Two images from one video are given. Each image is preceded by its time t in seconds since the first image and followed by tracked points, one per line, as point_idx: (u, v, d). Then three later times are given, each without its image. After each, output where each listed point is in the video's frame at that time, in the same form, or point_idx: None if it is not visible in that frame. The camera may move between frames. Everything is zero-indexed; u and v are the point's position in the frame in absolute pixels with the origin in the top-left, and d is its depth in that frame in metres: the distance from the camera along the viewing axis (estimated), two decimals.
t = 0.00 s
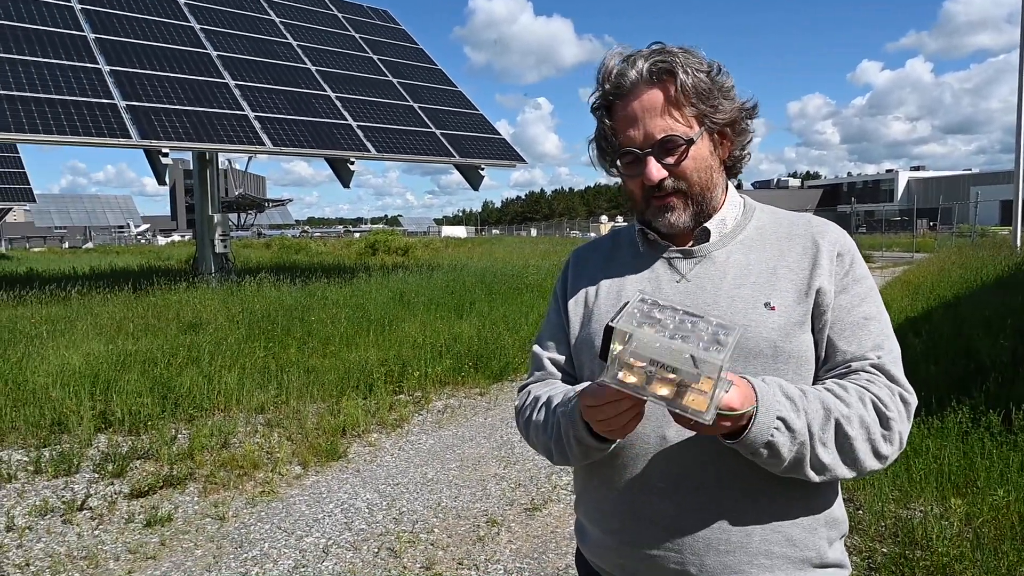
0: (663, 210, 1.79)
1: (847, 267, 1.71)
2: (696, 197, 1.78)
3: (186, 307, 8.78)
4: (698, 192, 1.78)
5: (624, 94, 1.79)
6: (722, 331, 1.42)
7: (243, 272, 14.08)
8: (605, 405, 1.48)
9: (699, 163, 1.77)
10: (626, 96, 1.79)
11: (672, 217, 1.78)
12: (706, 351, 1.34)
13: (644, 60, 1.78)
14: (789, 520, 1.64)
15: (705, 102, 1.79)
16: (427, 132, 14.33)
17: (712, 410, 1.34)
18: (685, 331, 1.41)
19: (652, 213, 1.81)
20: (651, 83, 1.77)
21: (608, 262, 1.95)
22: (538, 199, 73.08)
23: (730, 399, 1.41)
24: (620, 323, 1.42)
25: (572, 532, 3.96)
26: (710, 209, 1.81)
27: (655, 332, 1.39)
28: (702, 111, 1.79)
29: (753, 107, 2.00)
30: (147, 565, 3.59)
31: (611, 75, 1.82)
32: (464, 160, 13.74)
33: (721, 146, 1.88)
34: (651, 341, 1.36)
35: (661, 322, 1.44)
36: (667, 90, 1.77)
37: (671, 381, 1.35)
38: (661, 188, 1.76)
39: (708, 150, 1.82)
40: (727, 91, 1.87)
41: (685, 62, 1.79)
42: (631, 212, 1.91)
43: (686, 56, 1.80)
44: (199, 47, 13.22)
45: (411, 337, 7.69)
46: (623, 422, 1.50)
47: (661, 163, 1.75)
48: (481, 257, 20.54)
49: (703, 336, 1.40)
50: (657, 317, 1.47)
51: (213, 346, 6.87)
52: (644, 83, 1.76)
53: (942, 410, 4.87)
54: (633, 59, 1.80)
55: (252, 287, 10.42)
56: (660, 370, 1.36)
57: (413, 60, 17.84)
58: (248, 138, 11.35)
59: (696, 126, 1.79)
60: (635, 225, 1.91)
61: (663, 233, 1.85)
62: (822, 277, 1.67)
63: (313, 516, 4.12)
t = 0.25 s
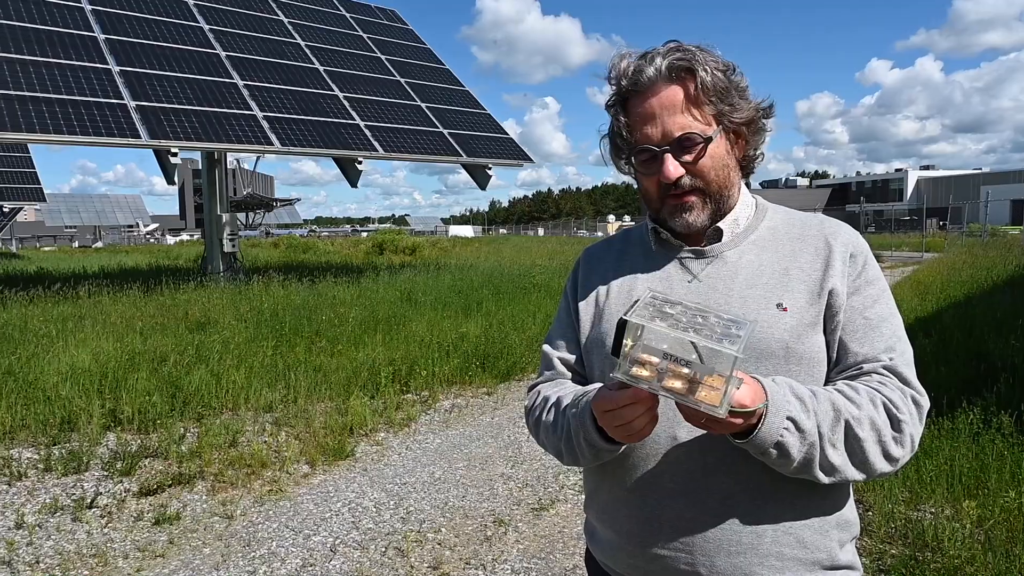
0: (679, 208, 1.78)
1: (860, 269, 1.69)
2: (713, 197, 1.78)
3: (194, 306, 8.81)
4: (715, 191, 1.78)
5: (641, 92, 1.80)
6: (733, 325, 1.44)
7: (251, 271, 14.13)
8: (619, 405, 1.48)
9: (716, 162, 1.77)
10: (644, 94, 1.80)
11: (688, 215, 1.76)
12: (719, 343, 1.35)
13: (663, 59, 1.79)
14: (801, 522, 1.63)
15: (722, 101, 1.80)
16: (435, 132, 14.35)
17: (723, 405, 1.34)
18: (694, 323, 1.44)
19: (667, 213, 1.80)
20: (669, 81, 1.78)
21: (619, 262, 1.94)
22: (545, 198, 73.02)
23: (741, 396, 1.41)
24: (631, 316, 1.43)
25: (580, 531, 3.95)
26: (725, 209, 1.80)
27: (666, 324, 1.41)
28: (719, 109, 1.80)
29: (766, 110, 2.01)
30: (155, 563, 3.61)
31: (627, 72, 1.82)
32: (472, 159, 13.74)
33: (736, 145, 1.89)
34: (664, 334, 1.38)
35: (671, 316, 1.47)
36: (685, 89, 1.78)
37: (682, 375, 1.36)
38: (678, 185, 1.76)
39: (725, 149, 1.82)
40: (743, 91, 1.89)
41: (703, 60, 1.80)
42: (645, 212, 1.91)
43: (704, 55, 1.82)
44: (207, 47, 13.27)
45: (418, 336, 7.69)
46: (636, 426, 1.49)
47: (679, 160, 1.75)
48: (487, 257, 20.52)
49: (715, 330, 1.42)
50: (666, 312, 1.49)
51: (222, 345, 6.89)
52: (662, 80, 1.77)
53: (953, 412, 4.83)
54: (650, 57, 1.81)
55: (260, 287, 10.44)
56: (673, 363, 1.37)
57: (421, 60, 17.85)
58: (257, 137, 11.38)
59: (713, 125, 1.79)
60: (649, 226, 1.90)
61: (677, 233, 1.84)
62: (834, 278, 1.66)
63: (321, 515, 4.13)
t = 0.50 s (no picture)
0: (689, 208, 1.77)
1: (870, 273, 1.68)
2: (723, 197, 1.77)
3: (203, 307, 8.85)
4: (725, 191, 1.77)
5: (654, 90, 1.80)
6: (739, 339, 1.43)
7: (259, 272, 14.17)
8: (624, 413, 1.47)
9: (727, 162, 1.77)
10: (656, 92, 1.80)
11: (698, 215, 1.76)
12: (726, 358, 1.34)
13: (675, 58, 1.80)
14: (809, 528, 1.62)
15: (734, 101, 1.80)
16: (442, 134, 14.37)
17: (731, 418, 1.34)
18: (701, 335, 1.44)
19: (677, 213, 1.80)
20: (682, 80, 1.79)
21: (627, 265, 1.93)
22: (552, 200, 73.01)
23: (749, 408, 1.40)
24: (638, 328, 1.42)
25: (587, 534, 3.94)
26: (735, 211, 1.79)
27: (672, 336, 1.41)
28: (731, 109, 1.80)
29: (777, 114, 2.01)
30: (164, 563, 3.62)
31: (640, 70, 1.83)
32: (479, 161, 13.75)
33: (747, 147, 1.89)
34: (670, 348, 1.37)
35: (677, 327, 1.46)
36: (698, 88, 1.79)
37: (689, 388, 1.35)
38: (688, 184, 1.75)
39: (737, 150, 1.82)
40: (756, 93, 1.89)
41: (716, 60, 1.81)
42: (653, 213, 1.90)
43: (718, 56, 1.83)
44: (216, 50, 13.33)
45: (426, 338, 7.70)
46: (641, 434, 1.48)
47: (690, 159, 1.75)
48: (495, 259, 20.52)
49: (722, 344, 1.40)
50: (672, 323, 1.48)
51: (230, 346, 6.92)
52: (675, 78, 1.78)
53: (964, 415, 4.80)
54: (663, 57, 1.81)
55: (268, 288, 10.47)
56: (679, 376, 1.36)
57: (429, 62, 17.89)
58: (265, 139, 11.42)
59: (725, 125, 1.79)
60: (658, 228, 1.89)
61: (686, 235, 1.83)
62: (843, 283, 1.65)
63: (328, 517, 4.13)
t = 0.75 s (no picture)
0: (696, 207, 1.77)
1: (880, 278, 1.68)
2: (729, 196, 1.77)
3: (211, 310, 8.89)
4: (732, 190, 1.77)
5: (661, 89, 1.81)
6: (744, 356, 1.43)
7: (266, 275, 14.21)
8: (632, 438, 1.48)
9: (734, 161, 1.78)
10: (663, 92, 1.81)
11: (705, 213, 1.76)
12: (730, 371, 1.34)
13: (682, 59, 1.81)
14: (817, 535, 1.61)
15: (741, 101, 1.81)
16: (448, 137, 14.40)
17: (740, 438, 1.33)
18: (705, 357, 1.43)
19: (683, 213, 1.80)
20: (688, 79, 1.79)
21: (632, 268, 1.93)
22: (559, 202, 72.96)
23: (756, 429, 1.41)
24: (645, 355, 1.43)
25: (594, 538, 3.93)
26: (742, 211, 1.79)
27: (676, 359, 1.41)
28: (738, 109, 1.80)
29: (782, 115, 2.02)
30: (171, 565, 3.63)
31: (646, 71, 1.84)
32: (485, 164, 13.77)
33: (753, 147, 1.90)
34: (674, 371, 1.37)
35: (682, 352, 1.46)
36: (705, 87, 1.79)
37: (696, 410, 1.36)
38: (696, 183, 1.76)
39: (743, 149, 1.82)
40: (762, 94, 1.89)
41: (723, 61, 1.82)
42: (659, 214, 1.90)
43: (724, 56, 1.83)
44: (224, 53, 13.40)
45: (432, 340, 7.71)
46: (652, 458, 1.49)
47: (697, 158, 1.75)
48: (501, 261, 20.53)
49: (726, 362, 1.40)
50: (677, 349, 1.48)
51: (237, 349, 6.94)
52: (682, 78, 1.79)
53: (973, 418, 4.77)
54: (669, 59, 1.82)
55: (275, 291, 10.50)
56: (686, 399, 1.37)
57: (435, 66, 17.93)
58: (272, 142, 11.46)
59: (731, 124, 1.80)
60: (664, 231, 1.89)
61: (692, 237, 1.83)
62: (852, 289, 1.65)
63: (335, 519, 4.14)
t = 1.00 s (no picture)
0: (697, 206, 1.77)
1: (884, 280, 1.67)
2: (731, 194, 1.77)
3: (214, 311, 8.91)
4: (733, 188, 1.77)
5: (662, 89, 1.81)
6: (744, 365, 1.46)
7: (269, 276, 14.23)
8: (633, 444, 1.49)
9: (735, 160, 1.78)
10: (664, 92, 1.81)
11: (706, 212, 1.76)
12: (732, 380, 1.36)
13: (683, 58, 1.81)
14: (820, 538, 1.61)
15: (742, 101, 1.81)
16: (451, 138, 14.41)
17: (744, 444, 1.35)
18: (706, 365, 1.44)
19: (685, 211, 1.80)
20: (690, 79, 1.80)
21: (635, 270, 1.93)
22: (561, 203, 72.92)
23: (758, 435, 1.42)
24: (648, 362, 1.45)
25: (597, 539, 3.93)
26: (744, 211, 1.79)
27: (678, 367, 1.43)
28: (739, 108, 1.80)
29: (785, 114, 2.02)
30: (175, 567, 3.63)
31: (648, 71, 1.84)
32: (488, 166, 13.77)
33: (755, 147, 1.89)
34: (676, 380, 1.40)
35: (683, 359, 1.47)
36: (706, 86, 1.80)
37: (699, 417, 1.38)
38: (696, 181, 1.76)
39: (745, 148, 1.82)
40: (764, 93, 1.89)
41: (724, 61, 1.82)
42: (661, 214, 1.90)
43: (725, 56, 1.84)
44: (227, 55, 13.43)
45: (435, 342, 7.71)
46: (653, 462, 1.50)
47: (698, 157, 1.76)
48: (504, 263, 20.53)
49: (727, 371, 1.43)
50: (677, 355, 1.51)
51: (241, 350, 6.95)
52: (683, 77, 1.79)
53: (977, 419, 4.76)
54: (671, 58, 1.83)
55: (278, 292, 10.51)
56: (688, 405, 1.39)
57: (438, 67, 17.94)
58: (274, 144, 11.48)
59: (733, 123, 1.80)
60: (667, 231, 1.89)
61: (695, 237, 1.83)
62: (854, 290, 1.64)
63: (338, 521, 4.14)
